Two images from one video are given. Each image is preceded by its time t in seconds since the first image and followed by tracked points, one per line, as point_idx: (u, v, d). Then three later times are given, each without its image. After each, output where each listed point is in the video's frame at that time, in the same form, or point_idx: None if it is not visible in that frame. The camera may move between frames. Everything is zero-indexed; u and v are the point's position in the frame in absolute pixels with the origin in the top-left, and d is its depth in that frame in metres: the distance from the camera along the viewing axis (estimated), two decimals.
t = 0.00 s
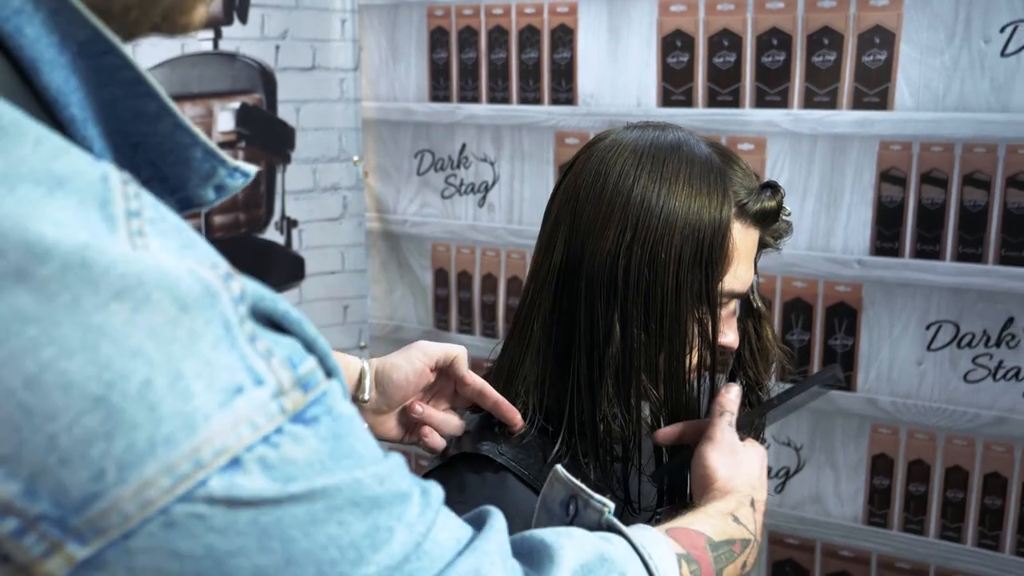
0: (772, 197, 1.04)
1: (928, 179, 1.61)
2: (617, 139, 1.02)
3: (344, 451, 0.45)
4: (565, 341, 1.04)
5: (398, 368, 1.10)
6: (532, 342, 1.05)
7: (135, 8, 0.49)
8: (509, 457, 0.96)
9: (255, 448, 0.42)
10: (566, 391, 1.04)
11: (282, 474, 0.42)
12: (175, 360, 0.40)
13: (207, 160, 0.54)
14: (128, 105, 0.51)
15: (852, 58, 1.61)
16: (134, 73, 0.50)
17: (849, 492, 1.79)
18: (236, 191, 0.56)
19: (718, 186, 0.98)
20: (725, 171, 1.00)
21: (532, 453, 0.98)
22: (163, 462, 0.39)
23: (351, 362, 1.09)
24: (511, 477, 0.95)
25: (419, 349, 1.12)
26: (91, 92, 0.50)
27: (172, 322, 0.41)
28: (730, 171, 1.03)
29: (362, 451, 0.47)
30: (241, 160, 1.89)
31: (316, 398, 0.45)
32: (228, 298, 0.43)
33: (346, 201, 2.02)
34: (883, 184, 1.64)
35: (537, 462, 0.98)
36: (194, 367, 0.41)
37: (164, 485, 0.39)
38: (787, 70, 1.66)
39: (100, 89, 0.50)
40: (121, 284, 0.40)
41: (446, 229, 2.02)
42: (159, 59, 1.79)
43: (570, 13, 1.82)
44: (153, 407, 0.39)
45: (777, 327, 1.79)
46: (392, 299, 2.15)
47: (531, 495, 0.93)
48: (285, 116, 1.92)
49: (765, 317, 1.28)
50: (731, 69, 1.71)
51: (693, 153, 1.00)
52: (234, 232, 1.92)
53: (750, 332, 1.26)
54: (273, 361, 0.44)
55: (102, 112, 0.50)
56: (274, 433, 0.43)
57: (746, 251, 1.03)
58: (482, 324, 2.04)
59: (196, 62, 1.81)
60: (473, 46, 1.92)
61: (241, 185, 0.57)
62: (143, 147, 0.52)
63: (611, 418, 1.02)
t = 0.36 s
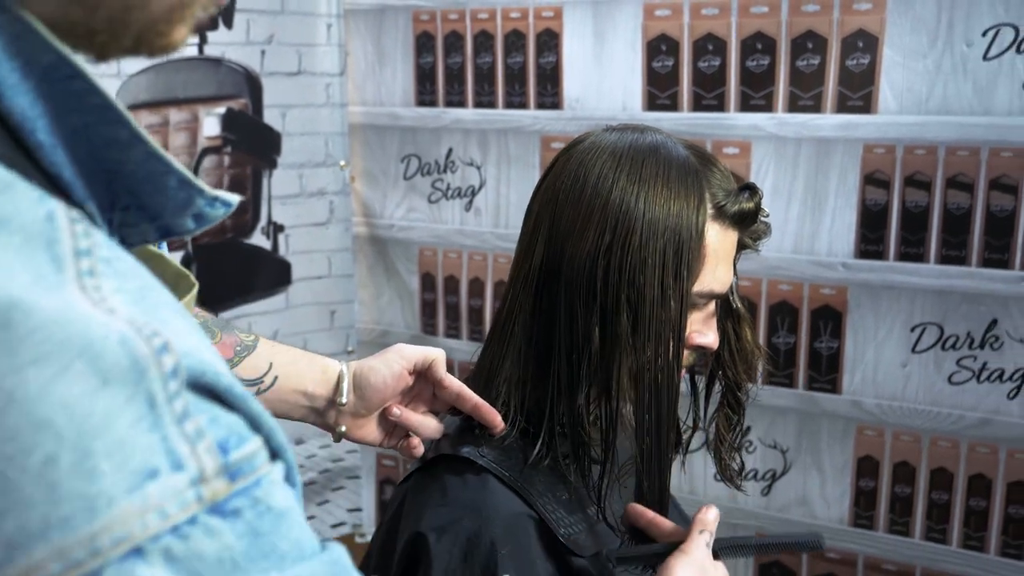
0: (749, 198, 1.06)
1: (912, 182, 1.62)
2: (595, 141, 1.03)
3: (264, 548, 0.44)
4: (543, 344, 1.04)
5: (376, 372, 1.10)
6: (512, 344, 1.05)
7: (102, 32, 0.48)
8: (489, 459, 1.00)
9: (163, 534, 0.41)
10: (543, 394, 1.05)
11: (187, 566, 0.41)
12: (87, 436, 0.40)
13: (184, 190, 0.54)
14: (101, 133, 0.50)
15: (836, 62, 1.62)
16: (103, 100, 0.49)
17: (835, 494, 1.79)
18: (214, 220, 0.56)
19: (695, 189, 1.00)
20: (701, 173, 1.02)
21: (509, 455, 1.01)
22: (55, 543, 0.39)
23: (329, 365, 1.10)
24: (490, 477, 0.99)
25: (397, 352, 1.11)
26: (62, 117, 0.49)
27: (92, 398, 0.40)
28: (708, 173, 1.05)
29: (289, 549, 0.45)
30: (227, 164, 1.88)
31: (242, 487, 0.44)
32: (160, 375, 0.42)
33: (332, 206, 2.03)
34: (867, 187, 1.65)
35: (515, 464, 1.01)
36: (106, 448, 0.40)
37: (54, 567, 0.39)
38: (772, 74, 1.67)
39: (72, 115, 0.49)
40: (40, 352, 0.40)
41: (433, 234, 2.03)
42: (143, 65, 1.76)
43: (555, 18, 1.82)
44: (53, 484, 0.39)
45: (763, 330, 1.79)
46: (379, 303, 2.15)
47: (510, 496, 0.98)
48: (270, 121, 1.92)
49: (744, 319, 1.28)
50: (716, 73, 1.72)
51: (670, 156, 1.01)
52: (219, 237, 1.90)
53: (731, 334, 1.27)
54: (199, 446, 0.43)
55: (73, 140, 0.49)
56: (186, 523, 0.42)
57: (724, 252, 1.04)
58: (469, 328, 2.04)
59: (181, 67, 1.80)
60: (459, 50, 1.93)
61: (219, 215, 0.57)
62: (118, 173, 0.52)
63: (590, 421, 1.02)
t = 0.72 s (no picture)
0: (742, 200, 1.06)
1: (912, 184, 1.62)
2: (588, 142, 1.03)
3: None
4: (536, 344, 1.04)
5: (358, 377, 1.10)
6: (504, 342, 1.06)
7: (45, 35, 0.43)
8: (482, 458, 1.01)
9: None
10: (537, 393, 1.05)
11: None
12: None
13: (145, 202, 0.48)
14: (52, 143, 0.44)
15: (835, 65, 1.62)
16: (50, 110, 0.43)
17: (834, 496, 1.79)
18: (182, 231, 0.52)
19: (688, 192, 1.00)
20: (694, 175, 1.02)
21: (502, 454, 1.02)
22: None
23: (311, 372, 1.10)
24: (483, 476, 0.99)
25: (379, 357, 1.12)
26: (8, 129, 0.43)
27: None
28: (701, 174, 1.05)
29: None
30: (228, 165, 1.89)
31: (162, 539, 0.41)
32: (67, 425, 0.38)
33: (334, 206, 2.04)
34: (867, 190, 1.65)
35: (508, 462, 1.01)
36: (4, 501, 0.37)
37: None
38: (772, 76, 1.67)
39: (16, 126, 0.43)
40: None
41: (434, 234, 2.03)
42: (145, 66, 1.77)
43: (556, 19, 1.82)
44: None
45: (762, 331, 1.79)
46: (380, 304, 2.15)
47: (503, 495, 0.99)
48: (272, 121, 1.93)
49: (737, 320, 1.28)
50: (716, 75, 1.72)
51: (664, 158, 1.01)
52: (221, 237, 1.91)
53: (725, 335, 1.28)
54: (111, 497, 0.39)
55: (22, 150, 0.44)
56: None
57: (718, 253, 1.05)
58: (470, 328, 2.05)
59: (183, 67, 1.81)
60: (460, 51, 1.93)
61: (185, 227, 0.52)
62: (75, 184, 0.46)
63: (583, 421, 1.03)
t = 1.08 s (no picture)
0: (740, 205, 1.07)
1: (918, 189, 1.62)
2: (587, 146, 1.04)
3: None
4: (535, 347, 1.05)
5: (355, 380, 1.11)
6: (503, 345, 1.07)
7: (36, 36, 0.44)
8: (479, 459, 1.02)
9: None
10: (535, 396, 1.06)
11: None
12: None
13: (131, 204, 0.50)
14: (38, 147, 0.47)
15: (842, 70, 1.62)
16: (36, 114, 0.46)
17: (840, 502, 1.79)
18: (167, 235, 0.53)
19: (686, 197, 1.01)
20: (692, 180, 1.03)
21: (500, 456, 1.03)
22: None
23: (308, 376, 1.12)
24: (479, 477, 1.00)
25: (375, 361, 1.12)
26: None
27: None
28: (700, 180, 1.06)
29: None
30: (237, 168, 1.90)
31: (139, 534, 0.42)
32: (44, 420, 0.39)
33: (342, 209, 2.06)
34: (873, 196, 1.65)
35: (505, 464, 1.02)
36: None
37: None
38: (778, 81, 1.67)
39: (4, 130, 0.46)
40: None
41: (441, 237, 2.04)
42: (156, 69, 1.78)
43: (563, 24, 1.83)
44: None
45: (768, 337, 1.79)
46: (388, 306, 2.16)
47: (499, 496, 1.00)
48: (281, 125, 1.94)
49: (736, 324, 1.29)
50: (723, 80, 1.72)
51: (662, 163, 1.02)
52: (229, 239, 1.92)
53: (724, 339, 1.29)
54: (87, 491, 0.41)
55: (8, 153, 0.46)
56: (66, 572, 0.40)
57: (715, 258, 1.06)
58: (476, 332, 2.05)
59: (192, 71, 1.82)
60: (468, 56, 1.94)
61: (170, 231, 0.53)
62: (62, 189, 0.48)
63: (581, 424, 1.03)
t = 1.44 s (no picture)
0: (746, 201, 1.07)
1: (932, 191, 1.61)
2: (594, 143, 1.05)
3: (161, 498, 0.38)
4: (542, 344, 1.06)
5: (359, 379, 1.09)
6: (510, 341, 1.09)
7: None
8: (487, 455, 1.03)
9: (36, 470, 0.35)
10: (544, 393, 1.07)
11: (65, 505, 0.36)
12: None
13: (134, 159, 0.47)
14: (50, 102, 0.44)
15: (856, 72, 1.62)
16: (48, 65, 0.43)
17: (853, 503, 1.78)
18: (171, 196, 0.49)
19: (694, 192, 1.01)
20: (699, 176, 1.03)
21: (508, 450, 1.05)
22: None
23: (314, 377, 1.09)
24: (487, 472, 1.02)
25: (379, 360, 1.10)
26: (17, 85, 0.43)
27: None
28: (707, 176, 1.07)
29: (194, 502, 0.39)
30: (253, 168, 1.91)
31: (139, 434, 0.38)
32: (47, 313, 0.36)
33: (356, 209, 2.06)
34: (887, 198, 1.65)
35: (514, 458, 1.04)
36: None
37: None
38: (792, 83, 1.67)
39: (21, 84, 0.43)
40: None
41: (455, 238, 2.05)
42: (173, 70, 1.78)
43: (577, 26, 1.84)
44: None
45: (780, 339, 1.79)
46: (402, 306, 2.17)
47: (506, 490, 1.01)
48: (296, 125, 1.95)
49: (744, 320, 1.30)
50: (737, 81, 1.72)
51: (669, 159, 1.02)
52: (244, 239, 1.93)
53: (730, 335, 1.30)
54: (89, 383, 0.37)
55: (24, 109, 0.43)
56: (65, 460, 0.36)
57: (721, 254, 1.06)
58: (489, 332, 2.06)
59: (209, 71, 1.82)
60: (482, 57, 1.95)
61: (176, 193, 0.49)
62: (66, 145, 0.45)
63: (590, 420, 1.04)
